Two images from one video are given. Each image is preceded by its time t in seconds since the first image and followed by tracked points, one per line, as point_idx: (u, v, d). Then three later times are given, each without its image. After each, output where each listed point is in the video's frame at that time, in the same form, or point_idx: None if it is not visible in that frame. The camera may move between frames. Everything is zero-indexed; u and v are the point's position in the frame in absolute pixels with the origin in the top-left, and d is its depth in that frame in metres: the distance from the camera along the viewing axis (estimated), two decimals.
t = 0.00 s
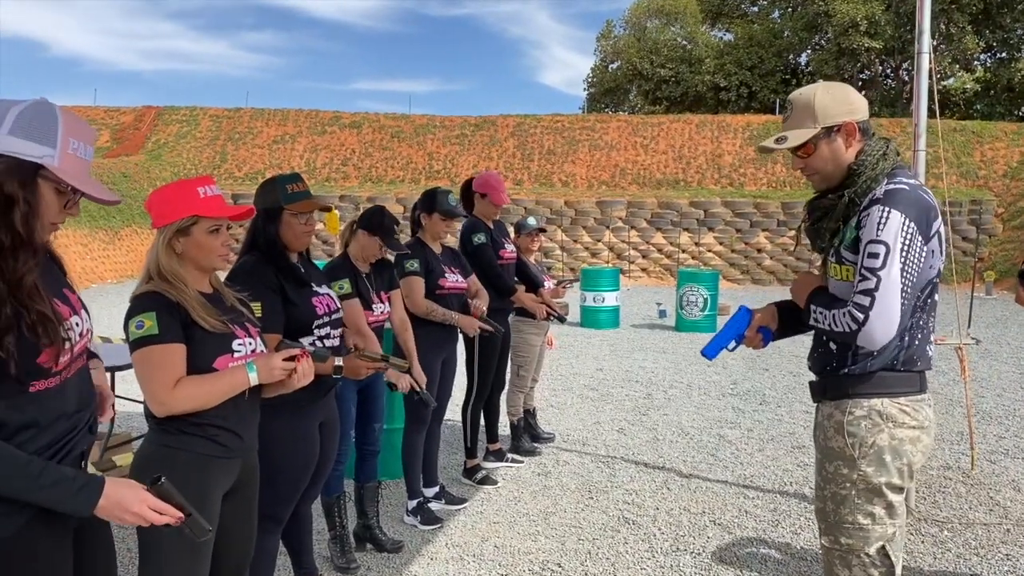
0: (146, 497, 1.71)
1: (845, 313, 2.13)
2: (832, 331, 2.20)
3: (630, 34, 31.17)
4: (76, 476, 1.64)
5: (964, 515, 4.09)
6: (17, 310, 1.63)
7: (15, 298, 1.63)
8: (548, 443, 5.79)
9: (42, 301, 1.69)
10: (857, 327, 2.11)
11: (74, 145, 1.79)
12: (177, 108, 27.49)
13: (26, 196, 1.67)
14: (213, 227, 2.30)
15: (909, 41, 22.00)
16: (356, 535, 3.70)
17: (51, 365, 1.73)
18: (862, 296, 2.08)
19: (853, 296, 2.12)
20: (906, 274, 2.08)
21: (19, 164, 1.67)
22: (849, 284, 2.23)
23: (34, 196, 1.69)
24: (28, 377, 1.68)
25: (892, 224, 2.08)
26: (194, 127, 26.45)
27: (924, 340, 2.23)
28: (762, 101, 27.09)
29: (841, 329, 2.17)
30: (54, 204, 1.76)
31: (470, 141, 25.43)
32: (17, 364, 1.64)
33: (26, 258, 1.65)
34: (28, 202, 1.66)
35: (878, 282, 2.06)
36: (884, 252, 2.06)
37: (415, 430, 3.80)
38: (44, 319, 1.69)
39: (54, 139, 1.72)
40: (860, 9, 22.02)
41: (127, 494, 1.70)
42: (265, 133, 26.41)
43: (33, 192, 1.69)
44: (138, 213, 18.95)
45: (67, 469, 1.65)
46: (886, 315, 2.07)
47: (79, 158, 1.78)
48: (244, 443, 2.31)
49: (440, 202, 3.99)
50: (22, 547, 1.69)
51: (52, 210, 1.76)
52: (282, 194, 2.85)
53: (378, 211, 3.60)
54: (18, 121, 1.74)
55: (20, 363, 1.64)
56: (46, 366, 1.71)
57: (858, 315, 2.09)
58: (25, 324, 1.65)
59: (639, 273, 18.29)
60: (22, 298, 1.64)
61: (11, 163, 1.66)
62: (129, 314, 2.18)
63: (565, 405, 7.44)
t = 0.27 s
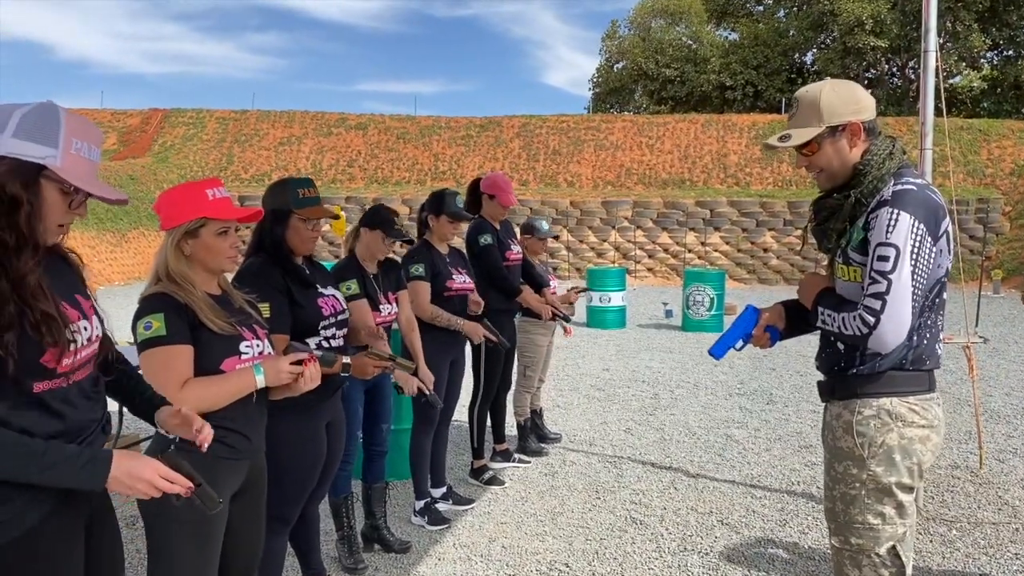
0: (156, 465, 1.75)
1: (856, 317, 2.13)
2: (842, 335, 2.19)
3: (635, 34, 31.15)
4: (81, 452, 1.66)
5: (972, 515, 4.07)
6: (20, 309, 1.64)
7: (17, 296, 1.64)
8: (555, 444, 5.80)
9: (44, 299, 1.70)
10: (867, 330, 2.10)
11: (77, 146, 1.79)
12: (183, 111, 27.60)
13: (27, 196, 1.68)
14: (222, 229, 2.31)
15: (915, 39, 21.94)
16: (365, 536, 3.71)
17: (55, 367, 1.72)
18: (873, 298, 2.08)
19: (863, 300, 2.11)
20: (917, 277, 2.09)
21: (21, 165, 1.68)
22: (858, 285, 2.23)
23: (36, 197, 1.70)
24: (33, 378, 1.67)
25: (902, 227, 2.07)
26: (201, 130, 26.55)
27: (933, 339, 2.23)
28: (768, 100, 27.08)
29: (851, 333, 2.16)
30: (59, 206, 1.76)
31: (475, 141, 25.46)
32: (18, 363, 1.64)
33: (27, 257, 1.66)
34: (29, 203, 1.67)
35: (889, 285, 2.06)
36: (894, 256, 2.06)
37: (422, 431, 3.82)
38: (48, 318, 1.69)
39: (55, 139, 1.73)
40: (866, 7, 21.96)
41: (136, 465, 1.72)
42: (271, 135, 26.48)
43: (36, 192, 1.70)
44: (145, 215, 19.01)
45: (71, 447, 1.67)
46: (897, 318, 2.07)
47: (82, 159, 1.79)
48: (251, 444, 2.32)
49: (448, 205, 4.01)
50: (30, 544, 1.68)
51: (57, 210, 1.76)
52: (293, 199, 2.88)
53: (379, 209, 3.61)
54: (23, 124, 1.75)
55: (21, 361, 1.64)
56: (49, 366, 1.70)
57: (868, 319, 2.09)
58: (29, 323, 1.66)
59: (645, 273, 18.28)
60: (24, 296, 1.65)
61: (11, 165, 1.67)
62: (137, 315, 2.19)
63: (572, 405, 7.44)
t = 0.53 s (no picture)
0: (152, 442, 1.75)
1: (864, 319, 2.11)
2: (845, 335, 2.19)
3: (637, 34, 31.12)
4: (78, 428, 1.67)
5: (977, 514, 4.06)
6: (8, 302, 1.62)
7: (6, 289, 1.62)
8: (558, 444, 5.79)
9: (38, 294, 1.67)
10: (878, 334, 2.10)
11: (79, 142, 1.77)
12: (186, 113, 27.64)
13: (22, 192, 1.66)
14: (227, 231, 2.32)
15: (918, 38, 21.89)
16: (368, 536, 3.71)
17: (40, 361, 1.67)
18: (882, 302, 2.07)
19: (871, 303, 2.10)
20: (924, 280, 2.09)
21: (20, 164, 1.68)
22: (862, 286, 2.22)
23: (33, 193, 1.69)
24: (18, 371, 1.64)
25: (904, 229, 2.07)
26: (204, 131, 26.59)
27: (938, 339, 2.22)
28: (771, 99, 27.05)
29: (857, 335, 2.16)
30: (58, 203, 1.73)
31: (478, 142, 25.46)
32: None
33: (18, 253, 1.65)
34: (20, 199, 1.66)
35: (898, 289, 2.06)
36: (901, 259, 2.05)
37: (426, 431, 3.82)
38: (37, 314, 1.66)
39: (54, 136, 1.72)
40: (868, 7, 21.92)
41: (133, 442, 1.73)
42: (274, 137, 26.52)
43: (33, 189, 1.69)
44: (148, 217, 19.03)
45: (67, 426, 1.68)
46: (906, 323, 2.07)
47: (81, 154, 1.76)
48: (255, 445, 2.33)
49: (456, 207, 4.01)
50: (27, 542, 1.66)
51: (58, 208, 1.73)
52: (301, 201, 2.89)
53: (383, 209, 3.61)
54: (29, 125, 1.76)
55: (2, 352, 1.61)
56: (36, 361, 1.66)
57: (878, 322, 2.09)
58: (15, 316, 1.63)
59: (649, 273, 18.26)
60: (14, 290, 1.63)
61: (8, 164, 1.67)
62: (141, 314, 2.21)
63: (576, 406, 7.44)
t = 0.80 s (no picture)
0: (145, 430, 1.74)
1: (848, 314, 2.10)
2: (824, 331, 2.17)
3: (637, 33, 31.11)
4: (73, 413, 1.66)
5: (979, 513, 4.06)
6: (9, 299, 1.63)
7: (7, 284, 1.64)
8: (559, 444, 5.79)
9: (40, 290, 1.68)
10: (862, 328, 2.09)
11: (78, 138, 1.78)
12: (186, 114, 27.66)
13: (23, 189, 1.69)
14: (232, 232, 2.33)
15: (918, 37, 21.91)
16: (369, 536, 3.71)
17: (38, 355, 1.67)
18: (869, 296, 2.07)
19: (857, 297, 2.10)
20: (913, 276, 2.08)
21: (21, 162, 1.70)
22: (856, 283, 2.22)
23: (34, 190, 1.71)
24: (16, 364, 1.65)
25: (898, 227, 2.07)
26: (204, 132, 26.62)
27: (939, 340, 2.22)
28: (772, 99, 27.06)
29: (838, 330, 2.14)
30: (59, 198, 1.74)
31: (478, 142, 25.48)
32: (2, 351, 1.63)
33: (20, 248, 1.67)
34: (21, 197, 1.68)
35: (887, 285, 2.06)
36: (892, 255, 2.06)
37: (427, 431, 3.82)
38: (39, 309, 1.66)
39: (51, 133, 1.73)
40: (868, 6, 21.92)
41: (121, 428, 1.71)
42: (274, 137, 26.54)
43: (35, 186, 1.71)
44: (149, 218, 19.03)
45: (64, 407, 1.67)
46: (890, 318, 2.06)
47: (80, 150, 1.77)
48: (256, 445, 2.34)
49: (457, 207, 4.01)
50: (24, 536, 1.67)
51: (60, 204, 1.74)
52: (305, 203, 2.90)
53: (387, 210, 3.61)
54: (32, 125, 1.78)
55: None
56: (37, 356, 1.68)
57: (864, 316, 2.07)
58: (17, 311, 1.64)
59: (649, 273, 18.26)
60: (15, 285, 1.64)
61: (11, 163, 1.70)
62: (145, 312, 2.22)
63: (575, 405, 7.44)
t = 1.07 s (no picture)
0: (125, 406, 1.75)
1: (827, 308, 2.12)
2: (805, 327, 2.19)
3: (635, 33, 31.10)
4: (58, 391, 1.67)
5: (979, 512, 4.06)
6: (10, 297, 1.65)
7: (9, 282, 1.66)
8: (558, 443, 5.79)
9: (42, 288, 1.69)
10: (839, 322, 2.10)
11: (78, 136, 1.78)
12: (184, 114, 27.64)
13: (26, 189, 1.71)
14: (234, 232, 2.33)
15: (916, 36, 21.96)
16: (368, 536, 3.71)
17: (38, 350, 1.68)
18: (847, 292, 2.09)
19: (838, 293, 2.12)
20: (894, 274, 2.08)
21: (22, 163, 1.72)
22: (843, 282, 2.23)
23: (35, 189, 1.72)
24: (18, 360, 1.67)
25: (882, 225, 2.08)
26: (202, 132, 26.61)
27: (936, 339, 2.22)
28: (770, 98, 27.08)
29: (818, 325, 2.15)
30: (61, 196, 1.75)
31: (477, 141, 25.48)
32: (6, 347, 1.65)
33: (23, 247, 1.68)
34: (23, 197, 1.70)
35: (865, 281, 2.07)
36: (873, 252, 2.07)
37: (426, 431, 3.82)
38: (41, 306, 1.67)
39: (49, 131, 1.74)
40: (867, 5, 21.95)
41: (104, 405, 1.71)
42: (273, 137, 26.52)
43: (36, 185, 1.73)
44: (147, 218, 19.02)
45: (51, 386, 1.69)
46: (867, 314, 2.08)
47: (79, 146, 1.77)
48: (257, 444, 2.33)
49: (455, 207, 4.01)
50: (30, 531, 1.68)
51: (63, 202, 1.75)
52: (307, 205, 2.91)
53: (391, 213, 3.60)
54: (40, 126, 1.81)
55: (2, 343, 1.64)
56: (37, 351, 1.68)
57: (841, 311, 2.09)
58: (19, 309, 1.66)
59: (648, 272, 18.25)
60: (16, 283, 1.66)
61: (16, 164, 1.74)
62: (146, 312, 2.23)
63: (574, 405, 7.44)
